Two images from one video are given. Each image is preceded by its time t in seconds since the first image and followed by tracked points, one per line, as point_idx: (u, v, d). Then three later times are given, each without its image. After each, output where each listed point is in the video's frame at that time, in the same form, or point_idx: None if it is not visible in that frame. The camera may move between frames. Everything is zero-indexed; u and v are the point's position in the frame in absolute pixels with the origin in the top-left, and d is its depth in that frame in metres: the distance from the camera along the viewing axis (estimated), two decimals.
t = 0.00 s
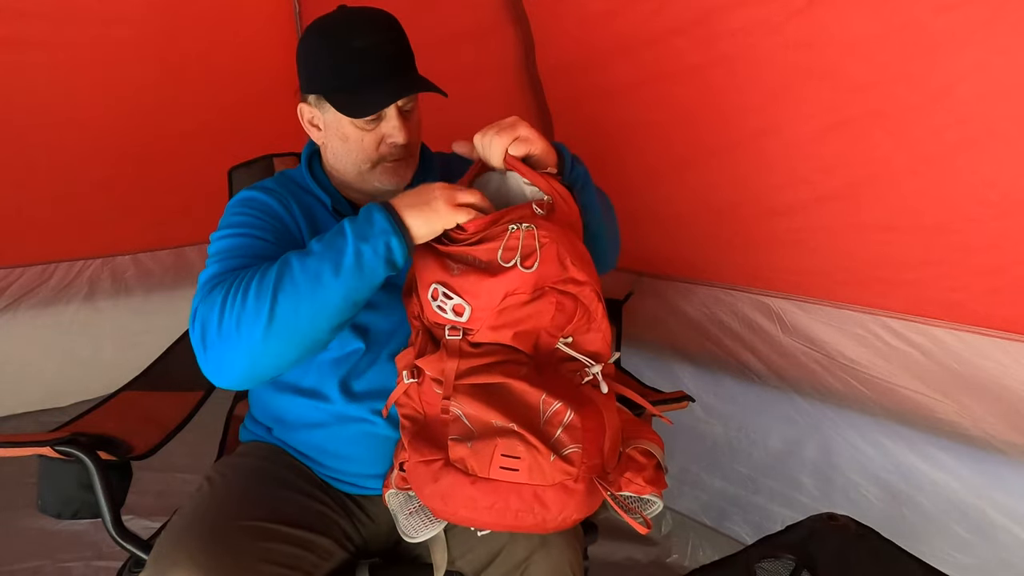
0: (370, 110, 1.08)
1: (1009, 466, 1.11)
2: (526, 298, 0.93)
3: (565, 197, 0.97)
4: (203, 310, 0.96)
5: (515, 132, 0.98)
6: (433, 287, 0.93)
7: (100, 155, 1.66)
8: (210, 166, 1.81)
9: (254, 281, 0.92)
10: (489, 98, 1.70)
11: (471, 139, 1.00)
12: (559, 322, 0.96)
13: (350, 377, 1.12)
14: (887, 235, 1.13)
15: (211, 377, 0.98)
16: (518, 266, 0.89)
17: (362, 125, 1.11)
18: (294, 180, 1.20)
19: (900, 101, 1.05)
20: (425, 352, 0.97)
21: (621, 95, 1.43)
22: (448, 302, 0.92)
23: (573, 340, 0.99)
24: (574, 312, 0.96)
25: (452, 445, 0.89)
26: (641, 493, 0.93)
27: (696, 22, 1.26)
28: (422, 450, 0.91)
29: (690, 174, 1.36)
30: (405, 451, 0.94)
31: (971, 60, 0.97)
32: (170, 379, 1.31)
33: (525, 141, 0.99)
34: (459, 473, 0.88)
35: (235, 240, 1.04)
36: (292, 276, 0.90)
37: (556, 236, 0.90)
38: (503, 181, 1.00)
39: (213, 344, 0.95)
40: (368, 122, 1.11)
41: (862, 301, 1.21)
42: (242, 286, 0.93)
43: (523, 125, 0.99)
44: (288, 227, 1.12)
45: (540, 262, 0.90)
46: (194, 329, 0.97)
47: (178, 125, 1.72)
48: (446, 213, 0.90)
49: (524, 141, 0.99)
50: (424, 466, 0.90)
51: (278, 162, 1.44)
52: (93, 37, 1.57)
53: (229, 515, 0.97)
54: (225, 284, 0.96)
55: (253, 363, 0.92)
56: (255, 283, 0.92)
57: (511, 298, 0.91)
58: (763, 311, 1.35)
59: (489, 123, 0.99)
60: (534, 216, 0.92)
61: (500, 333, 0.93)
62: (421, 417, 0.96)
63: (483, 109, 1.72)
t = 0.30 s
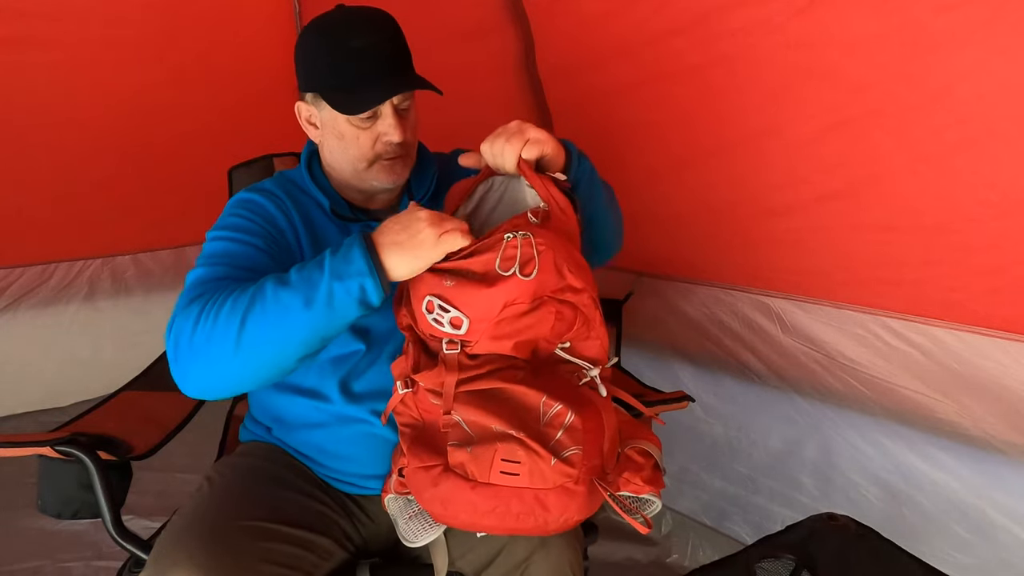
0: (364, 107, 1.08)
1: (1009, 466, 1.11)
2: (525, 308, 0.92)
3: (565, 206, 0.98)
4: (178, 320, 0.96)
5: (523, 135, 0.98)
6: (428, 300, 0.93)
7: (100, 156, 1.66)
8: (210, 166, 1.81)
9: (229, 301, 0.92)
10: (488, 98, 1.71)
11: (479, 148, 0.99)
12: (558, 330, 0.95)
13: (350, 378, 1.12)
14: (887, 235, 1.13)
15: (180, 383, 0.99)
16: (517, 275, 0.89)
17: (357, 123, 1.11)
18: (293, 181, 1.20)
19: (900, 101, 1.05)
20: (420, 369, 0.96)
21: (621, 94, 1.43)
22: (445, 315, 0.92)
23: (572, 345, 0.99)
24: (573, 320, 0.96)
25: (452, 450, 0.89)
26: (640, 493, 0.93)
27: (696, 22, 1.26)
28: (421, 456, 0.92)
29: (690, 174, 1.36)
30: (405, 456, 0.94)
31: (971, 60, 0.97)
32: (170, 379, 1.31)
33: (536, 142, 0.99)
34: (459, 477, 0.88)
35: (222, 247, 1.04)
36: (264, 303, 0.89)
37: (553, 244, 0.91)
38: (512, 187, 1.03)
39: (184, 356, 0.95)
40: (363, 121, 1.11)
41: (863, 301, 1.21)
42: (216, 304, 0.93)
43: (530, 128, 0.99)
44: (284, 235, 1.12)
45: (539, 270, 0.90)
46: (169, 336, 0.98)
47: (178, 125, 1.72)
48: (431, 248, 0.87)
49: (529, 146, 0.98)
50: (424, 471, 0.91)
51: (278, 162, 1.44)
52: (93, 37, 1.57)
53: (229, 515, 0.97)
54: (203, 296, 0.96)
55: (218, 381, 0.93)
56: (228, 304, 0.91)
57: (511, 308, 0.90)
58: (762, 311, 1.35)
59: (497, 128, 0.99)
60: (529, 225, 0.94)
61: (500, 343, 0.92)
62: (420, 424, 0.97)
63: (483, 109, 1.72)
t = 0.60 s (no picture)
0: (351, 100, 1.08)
1: (1009, 466, 1.11)
2: (515, 319, 0.91)
3: (553, 215, 0.97)
4: (189, 310, 0.96)
5: (513, 136, 0.98)
6: (420, 308, 0.93)
7: (100, 156, 1.66)
8: (210, 166, 1.81)
9: (241, 288, 0.92)
10: (488, 98, 1.71)
11: (473, 147, 0.99)
12: (551, 340, 0.94)
13: (350, 378, 1.12)
14: (887, 235, 1.13)
15: (193, 375, 0.99)
16: (505, 289, 0.89)
17: (346, 119, 1.12)
18: (289, 181, 1.20)
19: (900, 101, 1.05)
20: (417, 372, 0.97)
21: (621, 94, 1.43)
22: (437, 324, 0.92)
23: (567, 350, 0.98)
24: (566, 329, 0.95)
25: (451, 446, 0.89)
26: (639, 495, 0.93)
27: (696, 22, 1.26)
28: (420, 453, 0.91)
29: (691, 174, 1.36)
30: (405, 454, 0.94)
31: (972, 60, 0.97)
32: (170, 379, 1.31)
33: (528, 145, 0.99)
34: (458, 474, 0.88)
35: (229, 240, 1.04)
36: (277, 288, 0.90)
37: (540, 255, 0.91)
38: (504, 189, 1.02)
39: (196, 347, 0.95)
40: (352, 116, 1.12)
41: (862, 301, 1.21)
42: (228, 292, 0.93)
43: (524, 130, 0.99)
44: (284, 231, 1.12)
45: (527, 282, 0.90)
46: (179, 328, 0.98)
47: (178, 126, 1.72)
48: (443, 245, 0.87)
49: (523, 150, 0.98)
50: (422, 468, 0.90)
51: (278, 161, 1.44)
52: (93, 36, 1.57)
53: (229, 515, 0.97)
54: (212, 286, 0.96)
55: (233, 369, 0.93)
56: (241, 291, 0.92)
57: (500, 319, 0.90)
58: (762, 311, 1.35)
59: (490, 129, 0.99)
60: (514, 238, 0.93)
61: (492, 352, 0.92)
62: (419, 423, 0.97)
63: (483, 109, 1.72)
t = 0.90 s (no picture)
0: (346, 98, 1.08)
1: (1009, 466, 1.11)
2: (522, 313, 0.91)
3: (565, 215, 0.98)
4: (196, 289, 0.95)
5: (512, 140, 0.98)
6: (430, 301, 0.93)
7: (101, 156, 1.67)
8: (210, 166, 1.81)
9: (254, 267, 0.92)
10: (488, 98, 1.71)
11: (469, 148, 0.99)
12: (556, 336, 0.95)
13: (349, 378, 1.12)
14: (887, 235, 1.13)
15: (193, 356, 0.98)
16: (513, 282, 0.89)
17: (342, 119, 1.12)
18: (288, 181, 1.19)
19: (900, 101, 1.05)
20: (424, 361, 0.98)
21: (621, 94, 1.43)
22: (445, 317, 0.92)
23: (571, 348, 0.98)
24: (570, 326, 0.95)
25: (454, 437, 0.89)
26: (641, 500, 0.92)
27: (696, 22, 1.26)
28: (423, 445, 0.91)
29: (690, 174, 1.36)
30: (406, 448, 0.94)
31: (972, 60, 0.97)
32: (171, 379, 1.31)
33: (524, 148, 0.98)
34: (461, 464, 0.88)
35: (238, 228, 1.04)
36: (292, 267, 0.90)
37: (551, 252, 0.91)
38: (504, 191, 1.04)
39: (200, 325, 0.94)
40: (348, 115, 1.12)
41: (863, 301, 1.21)
42: (239, 272, 0.93)
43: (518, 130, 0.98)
44: (284, 227, 1.12)
45: (536, 277, 0.90)
46: (184, 307, 0.97)
47: (178, 126, 1.73)
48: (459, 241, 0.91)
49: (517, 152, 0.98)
50: (425, 460, 0.90)
51: (278, 161, 1.45)
52: (93, 36, 1.57)
53: (230, 515, 0.97)
54: (222, 267, 0.96)
55: (241, 347, 0.92)
56: (254, 270, 0.91)
57: (507, 312, 0.90)
58: (762, 311, 1.35)
59: (486, 131, 0.99)
60: (527, 235, 0.94)
61: (497, 347, 0.92)
62: (421, 418, 0.97)
63: (483, 109, 1.72)
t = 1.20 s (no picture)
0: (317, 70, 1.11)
1: (1009, 466, 1.11)
2: (527, 312, 0.92)
3: (565, 210, 0.98)
4: (198, 300, 0.94)
5: (522, 134, 0.98)
6: (436, 301, 0.94)
7: (101, 156, 1.67)
8: (210, 166, 1.81)
9: (258, 278, 0.91)
10: (489, 98, 1.71)
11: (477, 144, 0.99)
12: (560, 334, 0.95)
13: (350, 378, 1.12)
14: (887, 235, 1.13)
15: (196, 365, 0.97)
16: (518, 280, 0.89)
17: (318, 96, 1.14)
18: (290, 179, 1.20)
19: (900, 101, 1.05)
20: (426, 361, 0.97)
21: (621, 94, 1.43)
22: (450, 316, 0.92)
23: (575, 348, 0.99)
24: (575, 324, 0.96)
25: (450, 441, 0.89)
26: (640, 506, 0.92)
27: (696, 22, 1.26)
28: (418, 448, 0.92)
29: (690, 174, 1.36)
30: (403, 449, 0.94)
31: (972, 60, 0.97)
32: (171, 379, 1.31)
33: (535, 141, 0.99)
34: (454, 468, 0.88)
35: (241, 234, 1.03)
36: (296, 280, 0.89)
37: (552, 248, 0.91)
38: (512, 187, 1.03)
39: (205, 335, 0.93)
40: (322, 92, 1.14)
41: (863, 301, 1.21)
42: (242, 282, 0.92)
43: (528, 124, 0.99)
44: (287, 228, 1.12)
45: (540, 274, 0.90)
46: (186, 317, 0.96)
47: (178, 126, 1.73)
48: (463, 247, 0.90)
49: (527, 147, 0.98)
50: (419, 462, 0.90)
51: (278, 162, 1.45)
52: (93, 36, 1.56)
53: (229, 515, 0.97)
54: (225, 277, 0.95)
55: (246, 359, 0.91)
56: (257, 282, 0.91)
57: (512, 312, 0.91)
58: (762, 311, 1.35)
59: (494, 127, 0.99)
60: (532, 231, 0.94)
61: (501, 347, 0.93)
62: (419, 418, 0.97)
63: (484, 109, 1.72)
